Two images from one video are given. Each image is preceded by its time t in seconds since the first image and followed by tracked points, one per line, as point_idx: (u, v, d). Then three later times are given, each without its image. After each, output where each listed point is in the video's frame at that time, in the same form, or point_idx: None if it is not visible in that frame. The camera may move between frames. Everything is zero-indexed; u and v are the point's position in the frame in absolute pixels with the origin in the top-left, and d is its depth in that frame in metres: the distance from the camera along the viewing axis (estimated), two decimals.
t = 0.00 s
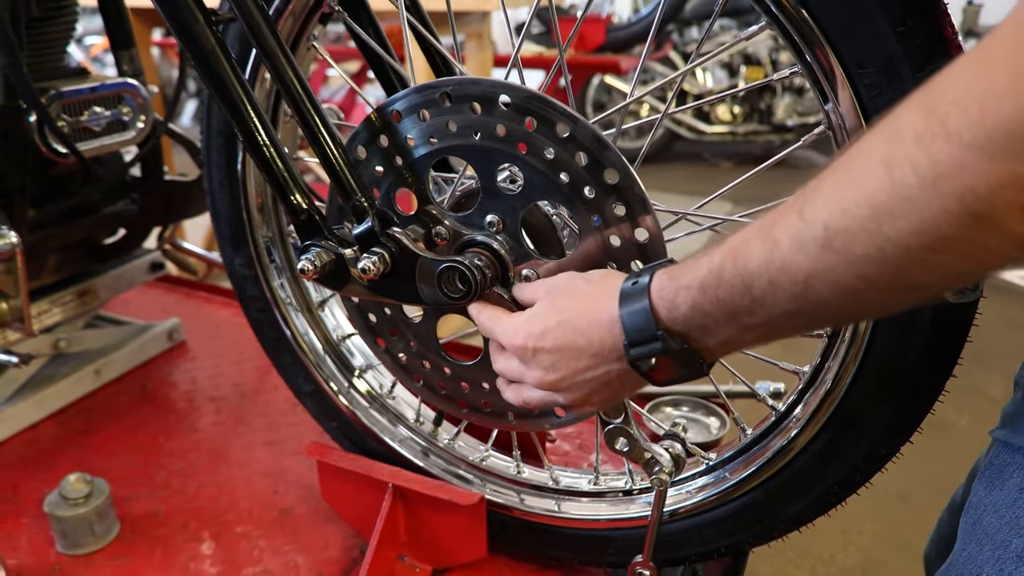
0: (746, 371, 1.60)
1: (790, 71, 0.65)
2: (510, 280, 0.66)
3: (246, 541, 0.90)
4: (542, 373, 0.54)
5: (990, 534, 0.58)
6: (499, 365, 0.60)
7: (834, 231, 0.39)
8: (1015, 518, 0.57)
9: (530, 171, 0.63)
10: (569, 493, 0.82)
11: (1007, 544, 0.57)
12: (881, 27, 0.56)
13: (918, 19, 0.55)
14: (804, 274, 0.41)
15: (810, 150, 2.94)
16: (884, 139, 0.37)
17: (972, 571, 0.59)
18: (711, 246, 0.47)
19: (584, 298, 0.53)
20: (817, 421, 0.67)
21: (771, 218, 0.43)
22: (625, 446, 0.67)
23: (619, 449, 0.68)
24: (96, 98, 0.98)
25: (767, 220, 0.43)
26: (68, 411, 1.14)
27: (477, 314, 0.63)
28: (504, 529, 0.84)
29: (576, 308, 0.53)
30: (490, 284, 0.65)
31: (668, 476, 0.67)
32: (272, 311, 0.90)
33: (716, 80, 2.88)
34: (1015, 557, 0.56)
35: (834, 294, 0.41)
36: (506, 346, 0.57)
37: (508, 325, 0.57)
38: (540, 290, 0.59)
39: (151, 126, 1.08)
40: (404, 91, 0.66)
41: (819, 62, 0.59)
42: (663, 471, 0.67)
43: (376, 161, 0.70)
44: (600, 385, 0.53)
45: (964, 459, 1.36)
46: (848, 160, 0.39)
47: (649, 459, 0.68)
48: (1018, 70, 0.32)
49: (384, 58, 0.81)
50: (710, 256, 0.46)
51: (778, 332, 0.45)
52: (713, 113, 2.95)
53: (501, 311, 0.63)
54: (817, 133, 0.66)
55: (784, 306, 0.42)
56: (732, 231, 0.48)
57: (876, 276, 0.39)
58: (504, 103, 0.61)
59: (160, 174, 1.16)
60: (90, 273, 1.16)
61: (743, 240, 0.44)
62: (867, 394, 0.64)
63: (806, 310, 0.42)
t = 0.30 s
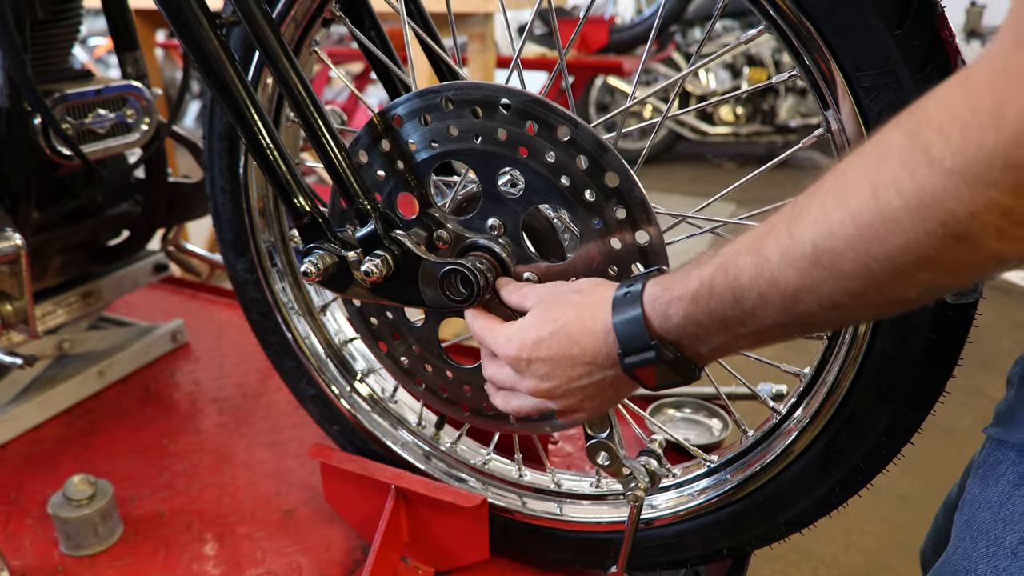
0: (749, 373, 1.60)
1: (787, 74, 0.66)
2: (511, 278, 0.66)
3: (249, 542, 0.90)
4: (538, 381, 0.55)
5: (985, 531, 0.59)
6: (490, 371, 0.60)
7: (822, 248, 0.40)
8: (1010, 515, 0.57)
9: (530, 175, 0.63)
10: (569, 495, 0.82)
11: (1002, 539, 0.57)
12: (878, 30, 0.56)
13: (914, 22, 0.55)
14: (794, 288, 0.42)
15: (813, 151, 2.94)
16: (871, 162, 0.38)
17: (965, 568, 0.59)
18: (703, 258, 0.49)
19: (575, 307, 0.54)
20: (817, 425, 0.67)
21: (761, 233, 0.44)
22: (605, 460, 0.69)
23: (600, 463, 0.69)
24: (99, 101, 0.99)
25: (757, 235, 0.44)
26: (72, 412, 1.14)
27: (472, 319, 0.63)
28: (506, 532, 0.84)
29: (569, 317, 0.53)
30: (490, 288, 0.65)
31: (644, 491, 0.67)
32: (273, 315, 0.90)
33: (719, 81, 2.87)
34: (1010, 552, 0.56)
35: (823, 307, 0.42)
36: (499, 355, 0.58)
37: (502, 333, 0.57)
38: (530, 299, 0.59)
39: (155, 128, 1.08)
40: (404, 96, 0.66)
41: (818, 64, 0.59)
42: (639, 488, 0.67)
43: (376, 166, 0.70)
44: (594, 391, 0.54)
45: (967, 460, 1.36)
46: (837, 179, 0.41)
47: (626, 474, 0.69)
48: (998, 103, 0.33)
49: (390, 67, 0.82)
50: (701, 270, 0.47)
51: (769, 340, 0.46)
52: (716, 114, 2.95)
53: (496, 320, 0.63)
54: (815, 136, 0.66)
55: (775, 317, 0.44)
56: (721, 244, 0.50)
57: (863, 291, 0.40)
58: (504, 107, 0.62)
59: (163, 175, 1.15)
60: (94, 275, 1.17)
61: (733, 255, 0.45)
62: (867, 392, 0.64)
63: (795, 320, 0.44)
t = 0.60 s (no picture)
0: (750, 374, 1.60)
1: (779, 80, 0.67)
2: (509, 283, 0.66)
3: (251, 542, 0.91)
4: (530, 392, 0.56)
5: (987, 532, 0.59)
6: (480, 378, 0.62)
7: (813, 279, 0.41)
8: (1013, 516, 0.58)
9: (526, 180, 0.63)
10: (569, 497, 0.82)
11: (1006, 541, 0.58)
12: (869, 33, 0.56)
13: (904, 25, 0.55)
14: (785, 314, 0.43)
15: (815, 151, 2.94)
16: (861, 197, 0.40)
17: (968, 569, 0.60)
18: (696, 282, 0.50)
19: (572, 322, 0.54)
20: (813, 427, 0.67)
21: (753, 260, 0.45)
22: (585, 472, 0.68)
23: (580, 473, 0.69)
24: (102, 103, 0.99)
25: (749, 262, 0.45)
26: (75, 412, 1.15)
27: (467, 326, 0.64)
28: (507, 533, 0.85)
29: (566, 332, 0.54)
30: (488, 292, 0.65)
31: (619, 505, 0.68)
32: (275, 317, 0.90)
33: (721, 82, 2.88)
34: (1013, 554, 0.57)
35: (813, 333, 0.43)
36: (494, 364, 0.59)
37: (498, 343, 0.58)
38: (525, 310, 0.59)
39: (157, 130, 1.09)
40: (402, 102, 0.67)
41: (810, 68, 0.59)
42: (615, 501, 0.68)
43: (375, 172, 0.70)
44: (586, 404, 0.55)
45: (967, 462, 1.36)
46: (827, 211, 0.42)
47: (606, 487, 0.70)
48: (986, 149, 0.35)
49: (397, 82, 0.85)
50: (694, 294, 0.48)
51: (759, 362, 0.47)
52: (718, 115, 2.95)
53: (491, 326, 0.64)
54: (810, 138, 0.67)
55: (765, 342, 0.45)
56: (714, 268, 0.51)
57: (851, 320, 0.42)
58: (499, 112, 0.62)
59: (164, 176, 1.15)
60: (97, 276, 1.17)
61: (726, 281, 0.46)
62: (867, 393, 0.64)
63: (785, 345, 0.45)
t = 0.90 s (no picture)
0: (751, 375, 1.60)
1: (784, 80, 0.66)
2: (514, 289, 0.67)
3: (253, 541, 0.91)
4: (520, 399, 0.58)
5: (993, 531, 0.58)
6: (472, 380, 0.64)
7: (808, 316, 0.42)
8: (1019, 515, 0.57)
9: (532, 178, 0.63)
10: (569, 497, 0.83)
11: (1011, 540, 0.57)
12: (873, 33, 0.56)
13: (909, 25, 0.55)
14: (779, 348, 0.44)
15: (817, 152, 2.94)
16: (857, 239, 0.40)
17: (971, 568, 0.59)
18: (691, 309, 0.50)
19: (566, 338, 0.56)
20: (814, 427, 0.67)
21: (748, 291, 0.46)
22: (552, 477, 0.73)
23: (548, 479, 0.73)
24: (106, 103, 1.00)
25: (743, 293, 0.46)
26: (77, 412, 1.15)
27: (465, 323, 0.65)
28: (508, 533, 0.85)
29: (558, 347, 0.56)
30: (490, 291, 0.65)
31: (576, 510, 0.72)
32: (276, 318, 0.90)
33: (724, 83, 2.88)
34: (1018, 553, 0.56)
35: (806, 367, 0.44)
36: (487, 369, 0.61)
37: (491, 349, 0.60)
38: (525, 319, 0.60)
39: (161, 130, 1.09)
40: (408, 101, 0.67)
41: (815, 68, 0.59)
42: (572, 507, 0.72)
43: (380, 171, 0.71)
44: (573, 417, 0.56)
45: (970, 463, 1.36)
46: (822, 248, 0.42)
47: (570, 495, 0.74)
48: (981, 202, 0.35)
49: (395, 75, 0.84)
50: (688, 321, 0.49)
51: (751, 388, 0.48)
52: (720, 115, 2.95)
53: (488, 328, 0.65)
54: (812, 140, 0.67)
55: (756, 372, 0.46)
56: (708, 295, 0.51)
57: (843, 355, 0.42)
58: (505, 110, 0.62)
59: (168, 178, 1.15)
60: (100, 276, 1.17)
61: (720, 310, 0.47)
62: (868, 393, 0.64)
63: (777, 375, 0.45)
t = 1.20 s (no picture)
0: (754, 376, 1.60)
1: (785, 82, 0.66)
2: (511, 299, 0.67)
3: (255, 542, 0.91)
4: (513, 404, 0.58)
5: (1001, 534, 0.58)
6: (466, 384, 0.64)
7: (803, 332, 0.42)
8: None
9: (533, 181, 0.64)
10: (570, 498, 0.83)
11: (1020, 543, 0.57)
12: (873, 37, 0.56)
13: (908, 28, 0.55)
14: (775, 363, 0.44)
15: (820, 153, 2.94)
16: (854, 258, 0.40)
17: (979, 571, 0.59)
18: (687, 321, 0.50)
19: (561, 345, 0.56)
20: (814, 429, 0.67)
21: (744, 304, 0.46)
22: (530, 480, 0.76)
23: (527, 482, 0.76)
24: (109, 105, 1.00)
25: (740, 308, 0.46)
26: (81, 412, 1.15)
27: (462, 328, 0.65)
28: (510, 535, 0.85)
29: (553, 354, 0.56)
30: (491, 294, 0.65)
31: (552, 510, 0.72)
32: (279, 319, 0.90)
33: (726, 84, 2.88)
34: None
35: (800, 382, 0.44)
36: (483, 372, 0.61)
37: (486, 353, 0.60)
38: (522, 326, 0.61)
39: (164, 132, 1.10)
40: (409, 103, 0.67)
41: (815, 72, 0.59)
42: (547, 510, 0.73)
43: (381, 174, 0.71)
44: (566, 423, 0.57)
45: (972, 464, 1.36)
46: (819, 265, 0.42)
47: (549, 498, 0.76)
48: (978, 225, 0.35)
49: (396, 76, 0.84)
50: (684, 333, 0.49)
51: (745, 402, 0.48)
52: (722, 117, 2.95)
53: (486, 331, 0.65)
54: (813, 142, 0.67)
55: (750, 385, 0.46)
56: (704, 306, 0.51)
57: (837, 372, 0.42)
58: (506, 113, 0.62)
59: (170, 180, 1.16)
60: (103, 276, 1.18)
61: (716, 323, 0.47)
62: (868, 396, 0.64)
63: (772, 389, 0.45)
